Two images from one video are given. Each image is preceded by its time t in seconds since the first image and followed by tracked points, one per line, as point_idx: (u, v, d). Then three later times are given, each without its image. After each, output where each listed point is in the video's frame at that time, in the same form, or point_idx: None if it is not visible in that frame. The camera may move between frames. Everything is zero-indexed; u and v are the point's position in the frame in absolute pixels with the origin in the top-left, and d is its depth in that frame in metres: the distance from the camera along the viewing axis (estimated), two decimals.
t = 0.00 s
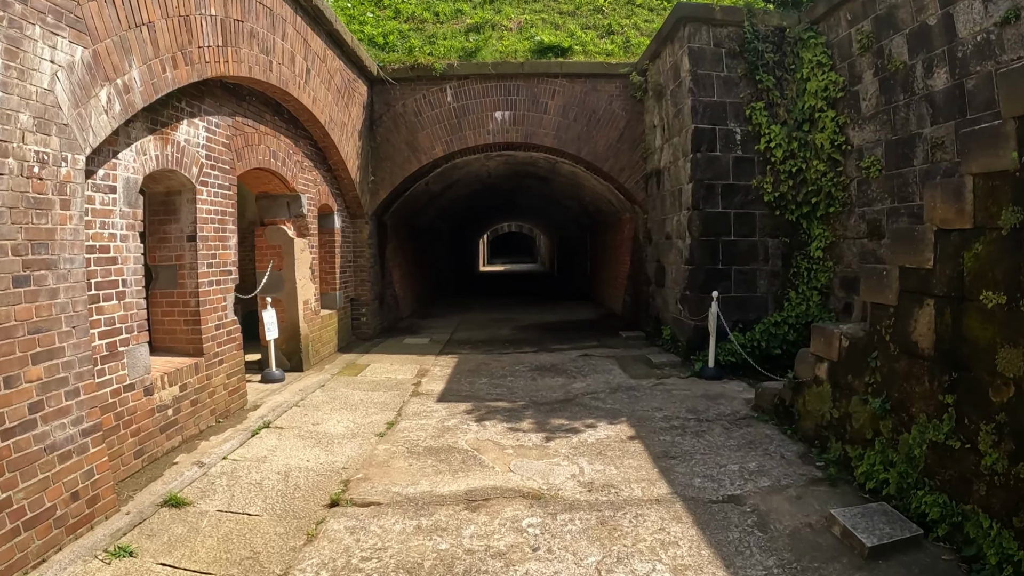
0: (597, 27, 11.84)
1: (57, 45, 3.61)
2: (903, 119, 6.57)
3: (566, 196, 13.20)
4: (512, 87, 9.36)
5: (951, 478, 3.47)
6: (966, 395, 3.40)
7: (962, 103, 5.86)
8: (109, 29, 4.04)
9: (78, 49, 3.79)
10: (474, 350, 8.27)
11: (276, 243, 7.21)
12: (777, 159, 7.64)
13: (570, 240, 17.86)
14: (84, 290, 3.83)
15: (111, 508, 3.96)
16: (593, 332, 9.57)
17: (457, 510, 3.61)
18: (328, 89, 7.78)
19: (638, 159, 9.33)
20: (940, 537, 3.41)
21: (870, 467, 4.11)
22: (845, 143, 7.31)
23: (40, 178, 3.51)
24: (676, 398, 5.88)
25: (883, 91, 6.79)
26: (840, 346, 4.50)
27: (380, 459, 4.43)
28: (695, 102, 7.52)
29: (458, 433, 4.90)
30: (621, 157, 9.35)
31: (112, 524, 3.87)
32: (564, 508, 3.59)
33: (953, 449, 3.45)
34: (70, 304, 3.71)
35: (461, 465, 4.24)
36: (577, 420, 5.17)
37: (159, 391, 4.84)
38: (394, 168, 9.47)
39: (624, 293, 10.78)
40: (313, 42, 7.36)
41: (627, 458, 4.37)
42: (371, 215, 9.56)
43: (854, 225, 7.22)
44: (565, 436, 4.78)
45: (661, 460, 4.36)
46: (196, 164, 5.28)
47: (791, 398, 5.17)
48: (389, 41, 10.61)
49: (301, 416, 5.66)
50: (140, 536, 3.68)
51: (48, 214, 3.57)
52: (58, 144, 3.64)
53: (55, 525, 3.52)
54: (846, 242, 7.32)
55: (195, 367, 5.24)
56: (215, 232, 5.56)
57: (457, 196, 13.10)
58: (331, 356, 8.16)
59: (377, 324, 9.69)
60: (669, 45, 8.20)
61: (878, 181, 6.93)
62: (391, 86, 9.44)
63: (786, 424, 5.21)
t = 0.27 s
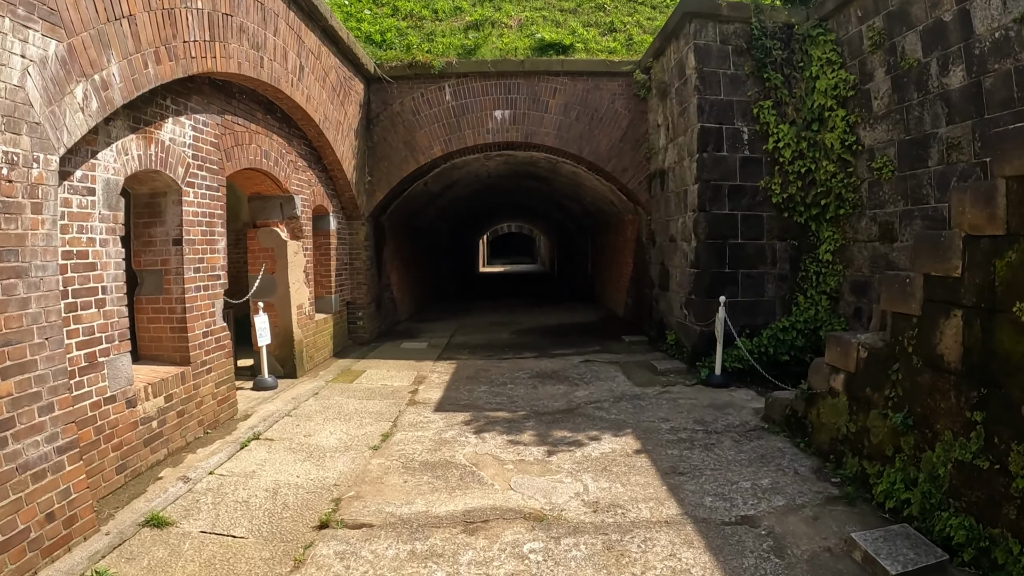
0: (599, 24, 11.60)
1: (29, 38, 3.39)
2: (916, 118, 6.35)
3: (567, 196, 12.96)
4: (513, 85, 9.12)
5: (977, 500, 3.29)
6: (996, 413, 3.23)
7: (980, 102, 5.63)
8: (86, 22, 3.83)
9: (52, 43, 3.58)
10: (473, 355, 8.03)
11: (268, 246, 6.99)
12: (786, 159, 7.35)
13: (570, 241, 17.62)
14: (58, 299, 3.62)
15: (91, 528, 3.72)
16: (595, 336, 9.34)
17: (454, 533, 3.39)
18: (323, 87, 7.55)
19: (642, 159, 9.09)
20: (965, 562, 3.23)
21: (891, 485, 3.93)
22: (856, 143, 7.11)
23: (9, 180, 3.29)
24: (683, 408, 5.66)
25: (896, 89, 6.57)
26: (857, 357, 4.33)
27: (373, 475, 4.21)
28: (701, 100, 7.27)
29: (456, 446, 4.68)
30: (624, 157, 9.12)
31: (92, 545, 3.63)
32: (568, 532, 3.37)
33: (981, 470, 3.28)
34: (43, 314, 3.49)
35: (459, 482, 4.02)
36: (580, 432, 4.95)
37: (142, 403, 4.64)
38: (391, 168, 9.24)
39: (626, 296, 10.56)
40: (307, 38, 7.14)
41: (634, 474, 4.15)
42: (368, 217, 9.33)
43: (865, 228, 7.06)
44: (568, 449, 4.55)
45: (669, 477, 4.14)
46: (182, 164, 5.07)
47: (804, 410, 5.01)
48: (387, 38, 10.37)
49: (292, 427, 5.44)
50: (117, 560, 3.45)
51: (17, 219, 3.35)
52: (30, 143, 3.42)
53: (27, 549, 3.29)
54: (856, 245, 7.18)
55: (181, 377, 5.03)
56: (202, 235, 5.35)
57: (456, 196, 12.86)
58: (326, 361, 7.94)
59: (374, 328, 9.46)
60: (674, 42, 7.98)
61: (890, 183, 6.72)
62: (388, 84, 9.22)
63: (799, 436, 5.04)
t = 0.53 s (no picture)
0: (601, 21, 11.38)
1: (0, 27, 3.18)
2: (930, 116, 6.14)
3: (569, 196, 12.74)
4: (513, 82, 8.90)
5: (1009, 518, 3.08)
6: None
7: (998, 98, 5.42)
8: (65, 11, 3.62)
9: (27, 34, 3.37)
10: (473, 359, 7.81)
11: (262, 247, 6.79)
12: (795, 158, 7.14)
13: (572, 241, 17.38)
14: (31, 305, 3.41)
15: (70, 546, 3.50)
16: (598, 338, 9.12)
17: (453, 554, 3.17)
18: (319, 84, 7.33)
19: (646, 158, 8.87)
20: None
21: (913, 500, 3.73)
22: (867, 142, 6.91)
23: None
24: (691, 416, 5.44)
25: (909, 86, 6.36)
26: (877, 366, 4.17)
27: (368, 489, 3.99)
28: (707, 96, 7.04)
29: (455, 457, 4.46)
30: (627, 156, 8.90)
31: (71, 565, 3.41)
32: (574, 553, 3.16)
33: (1013, 485, 3.08)
34: (14, 322, 3.28)
35: (457, 498, 3.80)
36: (585, 442, 4.73)
37: (125, 412, 4.43)
38: (389, 167, 9.00)
39: (629, 298, 10.34)
40: (303, 33, 6.93)
41: (642, 488, 3.94)
42: (366, 217, 9.10)
43: (877, 228, 6.87)
44: (572, 461, 4.33)
45: (678, 491, 3.93)
46: (169, 162, 4.87)
47: (819, 419, 4.81)
48: (385, 35, 10.16)
49: (284, 436, 5.22)
50: None
51: None
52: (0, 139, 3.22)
53: None
54: (868, 247, 6.99)
55: (167, 385, 4.83)
56: (191, 236, 5.14)
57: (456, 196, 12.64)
58: (322, 366, 7.72)
59: (371, 330, 9.24)
60: (679, 38, 7.76)
61: (903, 183, 6.52)
62: (386, 81, 9.00)
63: (814, 447, 4.83)
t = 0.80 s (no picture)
0: (604, 16, 11.14)
1: None
2: (946, 110, 5.92)
3: (571, 195, 12.50)
4: (515, 78, 8.66)
5: None
6: None
7: (1018, 91, 5.19)
8: None
9: None
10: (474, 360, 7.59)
11: (255, 245, 6.57)
12: (806, 154, 6.91)
13: (573, 241, 17.14)
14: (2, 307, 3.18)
15: (47, 561, 3.28)
16: (601, 339, 8.89)
17: (452, 574, 2.95)
18: (314, 77, 7.11)
19: (650, 155, 8.65)
20: None
21: (940, 512, 3.50)
22: (880, 138, 6.70)
23: None
24: (701, 421, 5.21)
25: (924, 79, 6.14)
26: (901, 370, 3.95)
27: (362, 501, 3.77)
28: (715, 90, 6.80)
29: (455, 466, 4.24)
30: (631, 153, 8.67)
31: None
32: (581, 573, 2.94)
33: None
34: None
35: (457, 511, 3.58)
36: (590, 449, 4.50)
37: (107, 420, 4.22)
38: (387, 164, 8.76)
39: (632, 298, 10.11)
40: (297, 25, 6.71)
41: (653, 500, 3.72)
42: (363, 215, 8.85)
43: (890, 226, 6.65)
44: (578, 471, 4.11)
45: (691, 503, 3.71)
46: (154, 156, 4.67)
47: (838, 425, 4.58)
48: (383, 30, 9.93)
49: (276, 443, 5.00)
50: None
51: None
52: None
53: None
54: (880, 245, 6.78)
55: (152, 390, 4.63)
56: (179, 234, 4.94)
57: (456, 195, 12.40)
58: (318, 368, 7.49)
59: (370, 331, 9.00)
60: (685, 32, 7.53)
61: (917, 179, 6.31)
62: (384, 76, 8.77)
63: (832, 454, 4.61)
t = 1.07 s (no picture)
0: (607, 11, 10.90)
1: None
2: (964, 106, 5.68)
3: (573, 194, 12.27)
4: (516, 74, 8.43)
5: None
6: None
7: None
8: None
9: None
10: (474, 364, 7.35)
11: (248, 245, 6.36)
12: (817, 152, 6.69)
13: (575, 241, 16.91)
14: None
15: None
16: (605, 342, 8.67)
17: None
18: (310, 72, 6.88)
19: (655, 153, 8.42)
20: None
21: (969, 530, 3.29)
22: (894, 135, 6.49)
23: None
24: (711, 430, 4.99)
25: (940, 75, 5.92)
26: (927, 379, 3.74)
27: (357, 519, 3.56)
28: (724, 85, 6.57)
29: (455, 479, 4.02)
30: (636, 151, 8.44)
31: None
32: None
33: None
34: None
35: (457, 530, 3.36)
36: (597, 461, 4.28)
37: (88, 431, 4.02)
38: (385, 162, 8.53)
39: (636, 300, 9.88)
40: (292, 17, 6.49)
41: (665, 518, 3.50)
42: (361, 215, 8.62)
43: (905, 226, 6.43)
44: (585, 485, 3.89)
45: (705, 521, 3.48)
46: (139, 152, 4.48)
47: (859, 436, 4.35)
48: (382, 25, 9.68)
49: (268, 454, 4.79)
50: None
51: None
52: None
53: None
54: (894, 246, 6.57)
55: (137, 399, 4.47)
56: (166, 234, 4.76)
57: (456, 194, 12.18)
58: (314, 372, 7.27)
59: (368, 333, 8.77)
60: (693, 26, 7.30)
61: (934, 178, 6.08)
62: (383, 72, 8.54)
63: (851, 467, 4.39)
